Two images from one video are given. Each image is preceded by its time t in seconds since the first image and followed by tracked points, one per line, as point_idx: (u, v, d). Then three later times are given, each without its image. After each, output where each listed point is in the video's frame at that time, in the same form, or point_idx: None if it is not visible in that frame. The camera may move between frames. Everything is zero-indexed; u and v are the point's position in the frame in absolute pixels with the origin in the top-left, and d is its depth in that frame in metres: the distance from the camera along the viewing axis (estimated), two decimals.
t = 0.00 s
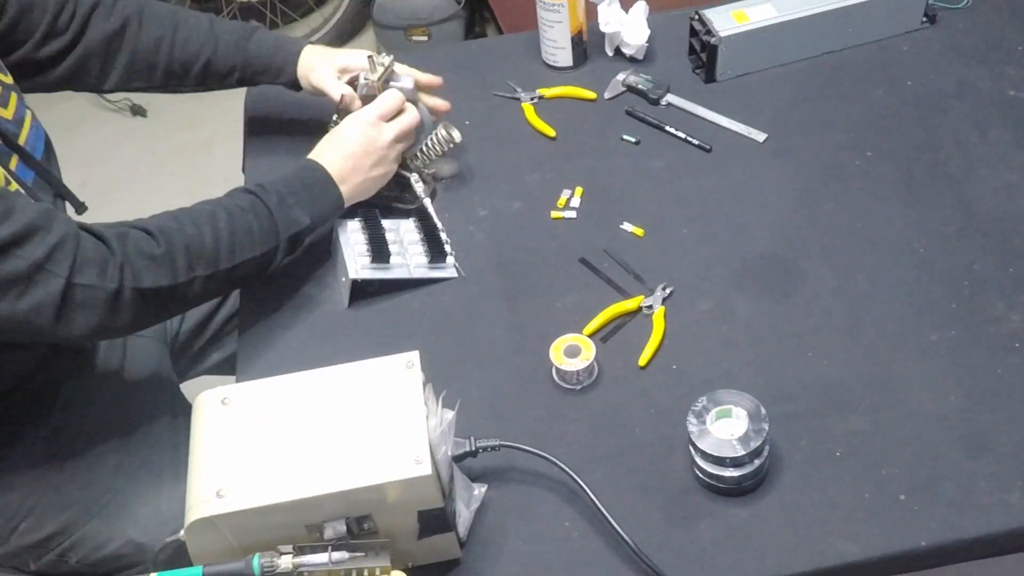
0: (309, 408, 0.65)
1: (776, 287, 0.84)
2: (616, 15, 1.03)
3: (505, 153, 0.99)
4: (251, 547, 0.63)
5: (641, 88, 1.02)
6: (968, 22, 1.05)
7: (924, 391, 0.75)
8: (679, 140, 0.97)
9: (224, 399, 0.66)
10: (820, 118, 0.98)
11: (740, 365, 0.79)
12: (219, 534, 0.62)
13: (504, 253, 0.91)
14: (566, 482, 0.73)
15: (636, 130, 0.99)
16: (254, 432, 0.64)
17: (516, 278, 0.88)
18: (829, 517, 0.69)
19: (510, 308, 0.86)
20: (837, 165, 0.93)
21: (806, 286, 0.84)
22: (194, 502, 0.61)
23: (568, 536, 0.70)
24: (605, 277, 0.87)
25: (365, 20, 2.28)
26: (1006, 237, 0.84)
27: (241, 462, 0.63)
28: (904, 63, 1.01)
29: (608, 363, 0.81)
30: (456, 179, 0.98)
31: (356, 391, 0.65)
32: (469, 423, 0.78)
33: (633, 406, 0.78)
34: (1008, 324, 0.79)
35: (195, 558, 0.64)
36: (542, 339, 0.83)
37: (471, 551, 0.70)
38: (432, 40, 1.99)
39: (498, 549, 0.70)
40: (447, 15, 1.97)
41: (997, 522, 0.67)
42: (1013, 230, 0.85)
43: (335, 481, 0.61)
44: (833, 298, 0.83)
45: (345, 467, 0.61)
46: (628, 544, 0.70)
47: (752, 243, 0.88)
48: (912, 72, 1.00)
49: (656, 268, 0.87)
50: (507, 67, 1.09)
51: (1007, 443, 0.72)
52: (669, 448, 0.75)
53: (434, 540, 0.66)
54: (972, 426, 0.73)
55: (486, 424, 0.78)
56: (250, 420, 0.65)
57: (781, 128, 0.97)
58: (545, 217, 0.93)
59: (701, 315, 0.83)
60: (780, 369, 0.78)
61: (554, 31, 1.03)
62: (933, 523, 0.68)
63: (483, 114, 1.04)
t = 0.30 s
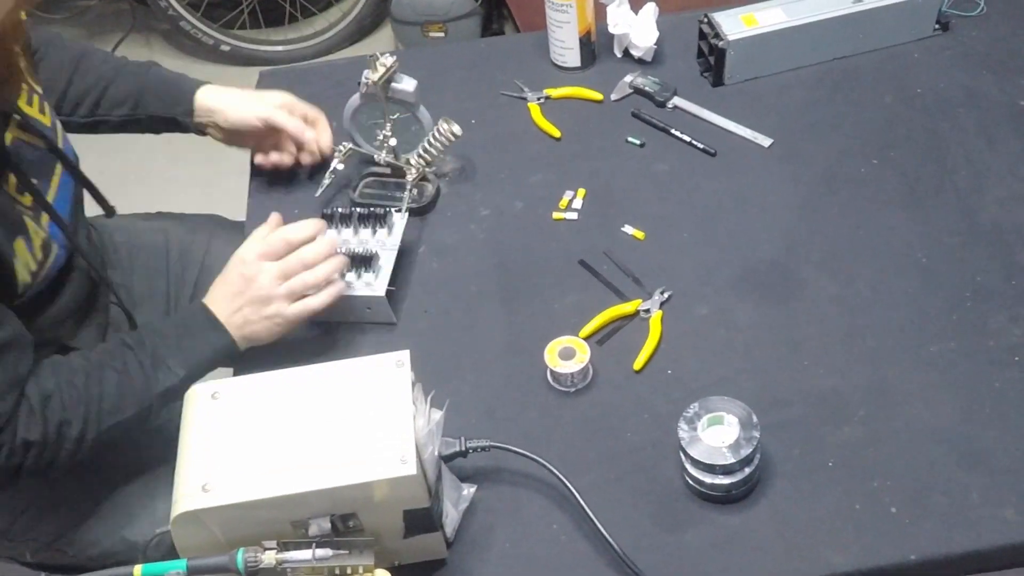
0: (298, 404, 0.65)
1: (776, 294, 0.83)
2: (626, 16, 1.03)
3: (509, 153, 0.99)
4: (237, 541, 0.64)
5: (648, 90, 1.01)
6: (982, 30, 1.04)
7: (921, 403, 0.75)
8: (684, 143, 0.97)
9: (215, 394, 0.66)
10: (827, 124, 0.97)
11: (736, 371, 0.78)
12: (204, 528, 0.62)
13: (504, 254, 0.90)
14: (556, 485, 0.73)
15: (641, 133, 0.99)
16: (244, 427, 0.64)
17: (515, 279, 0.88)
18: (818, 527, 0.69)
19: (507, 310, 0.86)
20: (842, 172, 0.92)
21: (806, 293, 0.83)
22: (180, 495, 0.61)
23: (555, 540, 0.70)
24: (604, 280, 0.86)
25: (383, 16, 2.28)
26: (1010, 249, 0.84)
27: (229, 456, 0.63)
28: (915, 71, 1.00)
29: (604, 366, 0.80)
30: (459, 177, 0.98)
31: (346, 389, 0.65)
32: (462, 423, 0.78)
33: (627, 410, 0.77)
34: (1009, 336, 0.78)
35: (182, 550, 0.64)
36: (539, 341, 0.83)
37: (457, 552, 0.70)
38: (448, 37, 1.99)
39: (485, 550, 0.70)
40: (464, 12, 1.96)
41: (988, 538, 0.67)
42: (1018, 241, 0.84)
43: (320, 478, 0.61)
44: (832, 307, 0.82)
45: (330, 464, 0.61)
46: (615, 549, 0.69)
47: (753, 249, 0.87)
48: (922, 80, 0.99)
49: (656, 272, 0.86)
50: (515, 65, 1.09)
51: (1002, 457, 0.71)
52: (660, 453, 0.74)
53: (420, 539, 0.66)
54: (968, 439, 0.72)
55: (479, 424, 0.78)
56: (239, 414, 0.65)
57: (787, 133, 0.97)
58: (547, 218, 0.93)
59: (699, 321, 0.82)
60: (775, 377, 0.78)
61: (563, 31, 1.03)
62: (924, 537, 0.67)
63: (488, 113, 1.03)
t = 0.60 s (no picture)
0: (288, 400, 0.65)
1: (774, 301, 0.83)
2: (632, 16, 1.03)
3: (513, 153, 0.99)
4: (223, 535, 0.64)
5: (655, 92, 1.01)
6: (995, 39, 1.03)
7: (916, 414, 0.74)
8: (689, 147, 0.96)
9: (205, 388, 0.67)
10: (834, 130, 0.96)
11: (732, 378, 0.78)
12: (191, 521, 0.62)
13: (504, 254, 0.90)
14: (546, 487, 0.73)
15: (646, 136, 0.98)
16: (233, 422, 0.65)
17: (514, 280, 0.88)
18: (807, 537, 0.68)
19: (505, 310, 0.86)
20: (847, 180, 0.92)
21: (805, 301, 0.83)
22: (167, 488, 0.62)
23: (542, 542, 0.70)
24: (603, 282, 0.86)
25: (401, 11, 2.27)
26: (1014, 262, 0.83)
27: (217, 451, 0.63)
28: (925, 79, 0.99)
29: (599, 369, 0.80)
30: (462, 176, 0.97)
31: (336, 387, 0.65)
32: (454, 422, 0.78)
33: (620, 414, 0.77)
34: (1009, 350, 0.77)
35: (168, 543, 0.64)
36: (535, 342, 0.83)
37: (445, 551, 0.70)
38: (465, 34, 1.99)
39: (472, 550, 0.70)
40: (482, 9, 1.96)
41: (979, 553, 0.66)
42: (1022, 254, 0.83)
43: (306, 475, 0.61)
44: (831, 316, 0.81)
45: (317, 461, 0.61)
46: (602, 553, 0.69)
47: (754, 255, 0.87)
48: (932, 88, 0.98)
49: (655, 276, 0.86)
50: (523, 64, 1.08)
51: (996, 472, 0.70)
52: (652, 458, 0.74)
53: (406, 538, 0.66)
54: (962, 453, 0.72)
55: (472, 425, 0.78)
56: (228, 409, 0.65)
57: (792, 139, 0.96)
58: (548, 219, 0.92)
59: (696, 326, 0.82)
60: (770, 384, 0.77)
61: (571, 31, 1.02)
62: (913, 550, 0.67)
63: (494, 112, 1.03)
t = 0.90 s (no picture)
0: (277, 396, 0.65)
1: (773, 308, 0.83)
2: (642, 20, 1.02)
3: (517, 153, 0.99)
4: (210, 527, 0.64)
5: (661, 95, 1.00)
6: (1009, 47, 1.01)
7: (911, 426, 0.74)
8: (693, 151, 0.96)
9: (197, 382, 0.67)
10: (841, 137, 0.95)
11: (726, 385, 0.78)
12: (177, 514, 0.63)
13: (503, 254, 0.90)
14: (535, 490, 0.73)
15: (651, 138, 0.98)
16: (222, 417, 0.65)
17: (513, 281, 0.88)
18: (795, 547, 0.68)
19: (502, 311, 0.86)
20: (851, 188, 0.91)
21: (804, 309, 0.82)
22: (154, 481, 0.62)
23: (530, 544, 0.70)
24: (601, 285, 0.86)
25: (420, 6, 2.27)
26: (1017, 275, 0.82)
27: (204, 446, 0.63)
28: (935, 87, 0.98)
29: (593, 372, 0.80)
30: (465, 175, 0.97)
31: (325, 384, 0.66)
32: (447, 422, 0.78)
33: (613, 417, 0.77)
34: (1008, 364, 0.76)
35: (156, 535, 0.65)
36: (531, 344, 0.83)
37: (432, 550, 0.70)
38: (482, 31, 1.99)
39: (460, 550, 0.70)
40: (498, 7, 1.95)
41: (968, 568, 0.66)
42: None
43: (292, 472, 0.61)
44: (829, 325, 0.81)
45: (303, 458, 0.62)
46: (589, 557, 0.69)
47: (754, 261, 0.86)
48: (942, 96, 0.97)
49: (654, 280, 0.86)
50: (531, 64, 1.08)
51: (989, 487, 0.70)
52: (643, 463, 0.74)
53: (392, 537, 0.66)
54: (956, 467, 0.71)
55: (465, 424, 0.78)
56: (218, 403, 0.66)
57: (799, 145, 0.95)
58: (549, 220, 0.92)
59: (693, 331, 0.82)
60: (765, 392, 0.77)
61: (580, 32, 1.02)
62: (901, 564, 0.66)
63: (500, 111, 1.03)
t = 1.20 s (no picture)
0: (267, 391, 0.66)
1: (771, 316, 0.82)
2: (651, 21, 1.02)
3: (522, 153, 0.98)
4: (196, 520, 0.65)
5: (669, 97, 1.00)
6: None
7: (906, 439, 0.73)
8: (698, 154, 0.95)
9: (188, 374, 0.67)
10: (848, 144, 0.95)
11: (721, 391, 0.77)
12: (164, 506, 0.63)
13: (503, 254, 0.90)
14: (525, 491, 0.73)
15: (656, 141, 0.98)
16: (212, 410, 0.65)
17: (512, 281, 0.88)
18: (783, 558, 0.67)
19: (500, 311, 0.86)
20: (856, 196, 0.90)
21: (802, 317, 0.82)
22: (142, 473, 0.63)
23: (516, 546, 0.70)
24: (600, 287, 0.86)
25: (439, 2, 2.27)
26: (1019, 288, 0.81)
27: (192, 438, 0.64)
28: (946, 96, 0.97)
29: (588, 375, 0.80)
30: (469, 174, 0.97)
31: (314, 380, 0.66)
32: (439, 421, 0.78)
33: (606, 421, 0.77)
34: (1007, 379, 0.75)
35: (144, 526, 0.65)
36: (527, 345, 0.83)
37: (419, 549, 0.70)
38: (500, 28, 1.98)
39: (447, 550, 0.70)
40: (516, 4, 1.95)
41: None
42: None
43: (277, 467, 0.61)
44: (827, 334, 0.80)
45: (289, 454, 0.62)
46: (575, 561, 0.69)
47: (754, 267, 0.86)
48: (952, 105, 0.96)
49: (653, 284, 0.86)
50: (540, 63, 1.08)
51: (981, 502, 0.69)
52: (633, 468, 0.73)
53: (377, 534, 0.67)
54: (948, 480, 0.70)
55: (457, 423, 0.78)
56: (209, 396, 0.66)
57: (805, 152, 0.94)
58: (551, 221, 0.92)
59: (690, 337, 0.81)
60: (759, 401, 0.76)
61: (588, 33, 1.02)
62: None
63: (506, 111, 1.03)
